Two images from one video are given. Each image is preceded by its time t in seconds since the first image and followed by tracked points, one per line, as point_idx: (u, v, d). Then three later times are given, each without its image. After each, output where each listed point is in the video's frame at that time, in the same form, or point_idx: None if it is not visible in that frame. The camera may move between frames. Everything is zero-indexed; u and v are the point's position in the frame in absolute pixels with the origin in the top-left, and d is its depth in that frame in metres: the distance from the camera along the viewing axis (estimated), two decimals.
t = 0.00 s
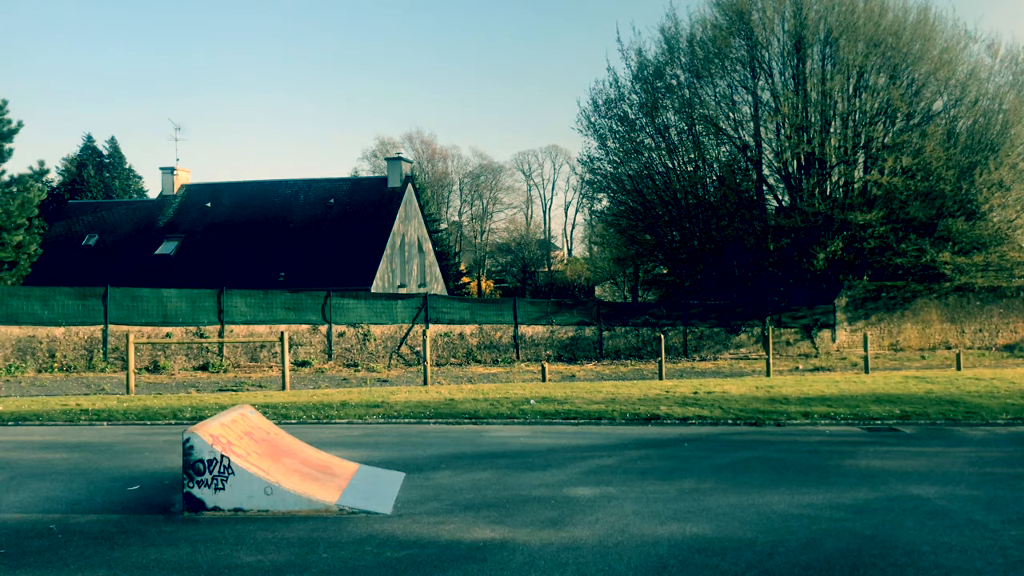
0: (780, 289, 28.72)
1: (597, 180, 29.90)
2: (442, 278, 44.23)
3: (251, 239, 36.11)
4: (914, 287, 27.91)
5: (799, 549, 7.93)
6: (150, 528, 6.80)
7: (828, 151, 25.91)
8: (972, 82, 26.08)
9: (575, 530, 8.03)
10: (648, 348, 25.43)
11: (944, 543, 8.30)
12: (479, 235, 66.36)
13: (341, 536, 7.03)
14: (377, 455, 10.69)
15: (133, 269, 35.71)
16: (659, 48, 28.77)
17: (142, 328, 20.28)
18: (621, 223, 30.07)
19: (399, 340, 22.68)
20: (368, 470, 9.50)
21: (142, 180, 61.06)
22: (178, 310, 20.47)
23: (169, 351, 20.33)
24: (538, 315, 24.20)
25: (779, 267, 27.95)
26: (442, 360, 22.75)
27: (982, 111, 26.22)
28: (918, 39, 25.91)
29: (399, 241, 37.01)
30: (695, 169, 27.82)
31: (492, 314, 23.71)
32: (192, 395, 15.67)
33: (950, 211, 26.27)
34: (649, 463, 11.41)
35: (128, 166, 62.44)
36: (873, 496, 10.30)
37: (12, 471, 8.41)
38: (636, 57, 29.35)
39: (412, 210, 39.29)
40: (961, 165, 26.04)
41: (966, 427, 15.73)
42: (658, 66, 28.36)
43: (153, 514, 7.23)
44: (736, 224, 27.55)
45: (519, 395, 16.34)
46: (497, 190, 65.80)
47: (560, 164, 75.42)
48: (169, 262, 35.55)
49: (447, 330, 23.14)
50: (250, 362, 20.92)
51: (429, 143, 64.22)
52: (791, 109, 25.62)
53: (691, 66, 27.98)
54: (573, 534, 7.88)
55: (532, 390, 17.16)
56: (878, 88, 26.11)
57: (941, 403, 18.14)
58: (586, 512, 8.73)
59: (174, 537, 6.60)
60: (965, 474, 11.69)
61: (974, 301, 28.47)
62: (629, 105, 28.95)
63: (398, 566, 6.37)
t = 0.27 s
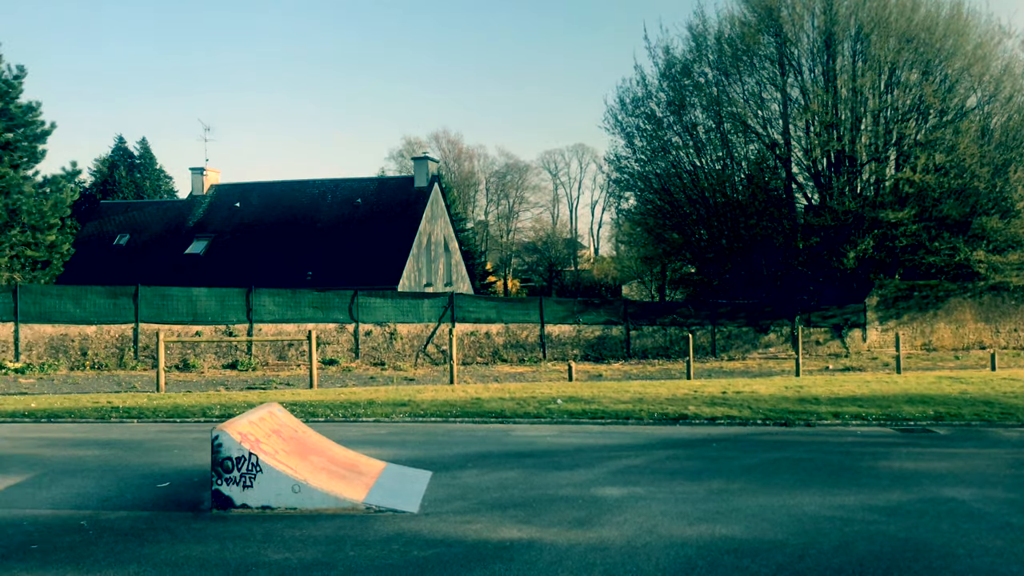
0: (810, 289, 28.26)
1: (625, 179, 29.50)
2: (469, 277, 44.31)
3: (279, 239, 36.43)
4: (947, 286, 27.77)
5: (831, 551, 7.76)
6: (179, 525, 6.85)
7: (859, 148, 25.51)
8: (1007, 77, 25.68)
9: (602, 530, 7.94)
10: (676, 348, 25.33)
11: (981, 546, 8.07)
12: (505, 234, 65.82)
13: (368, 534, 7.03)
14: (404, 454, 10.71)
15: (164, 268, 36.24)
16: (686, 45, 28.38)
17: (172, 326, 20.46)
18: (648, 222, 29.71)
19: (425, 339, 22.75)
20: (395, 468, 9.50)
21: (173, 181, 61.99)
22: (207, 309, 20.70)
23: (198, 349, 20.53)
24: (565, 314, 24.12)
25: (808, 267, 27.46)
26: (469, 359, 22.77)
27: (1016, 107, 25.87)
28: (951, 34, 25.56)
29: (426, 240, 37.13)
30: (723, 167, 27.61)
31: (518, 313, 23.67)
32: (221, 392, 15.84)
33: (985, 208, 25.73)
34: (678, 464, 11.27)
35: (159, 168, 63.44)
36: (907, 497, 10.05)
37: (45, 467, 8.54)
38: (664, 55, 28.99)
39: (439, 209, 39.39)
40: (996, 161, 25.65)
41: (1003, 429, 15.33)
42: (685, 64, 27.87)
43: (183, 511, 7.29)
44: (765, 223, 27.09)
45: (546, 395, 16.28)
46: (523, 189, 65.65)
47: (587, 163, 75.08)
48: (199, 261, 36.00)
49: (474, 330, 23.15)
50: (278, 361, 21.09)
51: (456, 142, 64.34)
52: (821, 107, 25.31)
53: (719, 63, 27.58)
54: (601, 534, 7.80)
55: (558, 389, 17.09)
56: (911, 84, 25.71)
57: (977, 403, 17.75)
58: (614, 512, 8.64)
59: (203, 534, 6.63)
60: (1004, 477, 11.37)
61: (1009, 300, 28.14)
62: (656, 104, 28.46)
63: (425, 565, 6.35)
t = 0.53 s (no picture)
0: (838, 288, 27.87)
1: (651, 177, 29.30)
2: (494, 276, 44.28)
3: (305, 238, 36.68)
4: (980, 285, 27.55)
5: (864, 553, 7.57)
6: (206, 522, 6.88)
7: (888, 147, 25.04)
8: None
9: (628, 531, 7.83)
10: (703, 347, 25.11)
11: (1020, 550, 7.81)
12: (530, 233, 65.64)
13: (393, 533, 7.01)
14: (429, 453, 10.69)
15: (192, 266, 36.67)
16: (713, 43, 28.04)
17: (200, 324, 20.66)
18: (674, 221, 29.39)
19: (450, 338, 22.76)
20: (420, 467, 9.48)
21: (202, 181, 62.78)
22: (234, 307, 20.90)
23: (226, 347, 20.72)
24: (590, 314, 24.01)
25: (838, 265, 26.93)
26: (494, 358, 22.71)
27: None
28: (983, 29, 24.99)
29: (450, 239, 37.18)
30: (749, 165, 27.16)
31: (543, 312, 23.59)
32: (248, 390, 15.97)
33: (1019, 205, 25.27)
34: (705, 464, 11.13)
35: (188, 169, 64.27)
36: (941, 500, 9.79)
37: (76, 464, 8.66)
38: (690, 52, 28.72)
39: (463, 208, 39.41)
40: None
41: None
42: (712, 61, 27.55)
43: (210, 509, 7.33)
44: (793, 221, 26.73)
45: (571, 394, 16.18)
46: (548, 188, 65.38)
47: (613, 161, 74.58)
48: (227, 260, 36.38)
49: (498, 329, 23.10)
50: (304, 359, 21.22)
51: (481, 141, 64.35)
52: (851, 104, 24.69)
53: (746, 61, 27.20)
54: (627, 535, 7.69)
55: (583, 389, 16.97)
56: (942, 80, 25.18)
57: (1012, 404, 17.31)
58: (640, 512, 8.53)
59: (229, 532, 6.66)
60: None
61: None
62: (683, 101, 28.27)
63: (450, 565, 6.30)
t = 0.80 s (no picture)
0: (866, 288, 27.51)
1: (676, 176, 28.97)
2: (517, 275, 44.24)
3: (329, 239, 36.91)
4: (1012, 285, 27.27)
5: (896, 557, 7.38)
6: (231, 521, 6.90)
7: (918, 145, 24.61)
8: None
9: (654, 533, 7.73)
10: (728, 347, 24.85)
11: None
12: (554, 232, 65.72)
13: (416, 533, 6.97)
14: (452, 452, 10.66)
15: (219, 266, 37.06)
16: (739, 41, 27.68)
17: (225, 324, 20.84)
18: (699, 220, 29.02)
19: (473, 338, 22.74)
20: (443, 467, 9.45)
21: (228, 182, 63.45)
22: (260, 307, 21.08)
23: (250, 347, 20.88)
24: (614, 313, 23.89)
25: (866, 265, 26.51)
26: (517, 358, 22.66)
27: None
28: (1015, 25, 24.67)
29: (473, 239, 37.20)
30: (775, 164, 26.73)
31: (567, 312, 23.49)
32: (272, 390, 16.08)
33: None
34: (732, 466, 10.97)
35: (215, 170, 65.00)
36: (976, 502, 9.54)
37: (104, 462, 8.74)
38: (715, 50, 28.35)
39: (487, 208, 39.39)
40: None
41: None
42: (738, 59, 27.21)
43: (234, 508, 7.35)
44: (820, 220, 26.37)
45: (595, 394, 16.07)
46: (572, 187, 65.11)
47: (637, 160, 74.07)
48: (252, 260, 36.71)
49: (522, 329, 23.03)
50: (328, 359, 21.32)
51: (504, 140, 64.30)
52: (879, 100, 24.46)
53: (772, 58, 26.81)
54: (652, 537, 7.59)
55: (608, 389, 16.85)
56: (972, 77, 24.71)
57: None
58: (666, 514, 8.42)
59: (253, 531, 6.67)
60: None
61: None
62: (708, 100, 27.88)
63: (473, 565, 6.25)
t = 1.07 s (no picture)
0: (892, 286, 27.08)
1: (699, 174, 28.66)
2: (539, 274, 44.17)
3: (352, 238, 37.08)
4: None
5: (927, 560, 7.22)
6: (254, 519, 6.93)
7: (946, 142, 24.22)
8: None
9: (678, 534, 7.64)
10: (752, 347, 24.61)
11: None
12: (576, 231, 65.65)
13: (438, 533, 6.95)
14: (474, 452, 10.62)
15: (243, 265, 37.41)
16: (763, 37, 27.36)
17: (250, 323, 21.02)
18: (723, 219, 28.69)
19: (495, 337, 22.73)
20: (465, 466, 9.42)
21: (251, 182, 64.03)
22: (283, 306, 21.26)
23: (274, 345, 21.04)
24: (637, 313, 23.76)
25: (893, 264, 26.07)
26: (540, 357, 22.62)
27: None
28: None
29: (495, 238, 37.19)
30: (800, 162, 26.29)
31: (590, 311, 23.41)
32: (296, 388, 16.18)
33: None
34: (756, 466, 10.84)
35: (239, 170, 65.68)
36: (1008, 505, 9.32)
37: (130, 460, 8.82)
38: (739, 47, 28.04)
39: (509, 206, 39.35)
40: None
41: None
42: (762, 56, 26.94)
43: (257, 506, 7.38)
44: (846, 219, 25.86)
45: (618, 394, 15.97)
46: (595, 186, 64.79)
47: (661, 159, 73.54)
48: (276, 259, 36.99)
49: (544, 328, 22.96)
50: (351, 357, 21.42)
51: (526, 139, 64.20)
52: (905, 97, 23.98)
53: (796, 55, 26.44)
54: (676, 538, 7.50)
55: (630, 389, 16.74)
56: (1001, 73, 24.44)
57: None
58: (690, 515, 8.32)
59: (276, 529, 6.69)
60: None
61: None
62: (732, 97, 27.59)
63: (496, 565, 6.21)
